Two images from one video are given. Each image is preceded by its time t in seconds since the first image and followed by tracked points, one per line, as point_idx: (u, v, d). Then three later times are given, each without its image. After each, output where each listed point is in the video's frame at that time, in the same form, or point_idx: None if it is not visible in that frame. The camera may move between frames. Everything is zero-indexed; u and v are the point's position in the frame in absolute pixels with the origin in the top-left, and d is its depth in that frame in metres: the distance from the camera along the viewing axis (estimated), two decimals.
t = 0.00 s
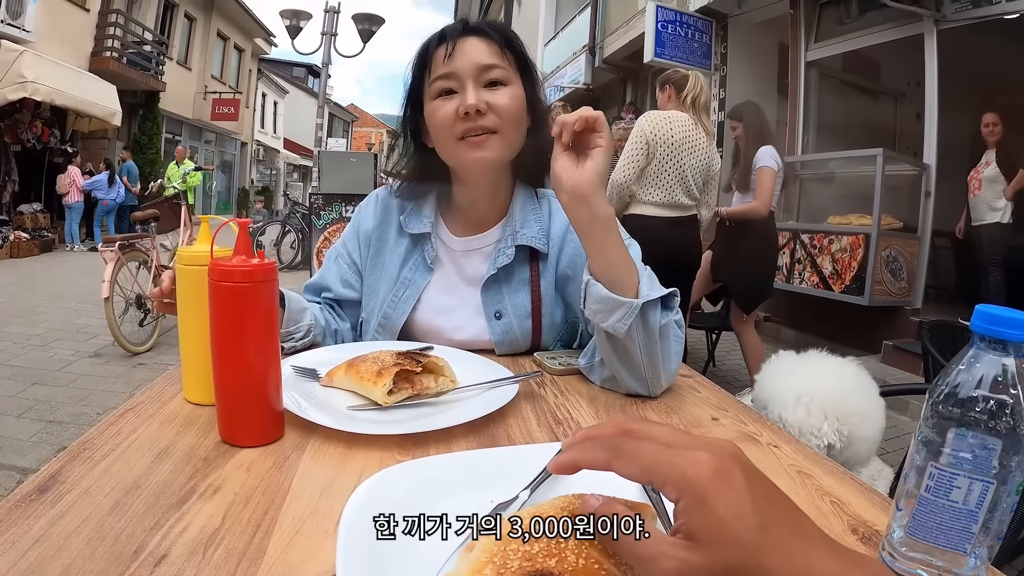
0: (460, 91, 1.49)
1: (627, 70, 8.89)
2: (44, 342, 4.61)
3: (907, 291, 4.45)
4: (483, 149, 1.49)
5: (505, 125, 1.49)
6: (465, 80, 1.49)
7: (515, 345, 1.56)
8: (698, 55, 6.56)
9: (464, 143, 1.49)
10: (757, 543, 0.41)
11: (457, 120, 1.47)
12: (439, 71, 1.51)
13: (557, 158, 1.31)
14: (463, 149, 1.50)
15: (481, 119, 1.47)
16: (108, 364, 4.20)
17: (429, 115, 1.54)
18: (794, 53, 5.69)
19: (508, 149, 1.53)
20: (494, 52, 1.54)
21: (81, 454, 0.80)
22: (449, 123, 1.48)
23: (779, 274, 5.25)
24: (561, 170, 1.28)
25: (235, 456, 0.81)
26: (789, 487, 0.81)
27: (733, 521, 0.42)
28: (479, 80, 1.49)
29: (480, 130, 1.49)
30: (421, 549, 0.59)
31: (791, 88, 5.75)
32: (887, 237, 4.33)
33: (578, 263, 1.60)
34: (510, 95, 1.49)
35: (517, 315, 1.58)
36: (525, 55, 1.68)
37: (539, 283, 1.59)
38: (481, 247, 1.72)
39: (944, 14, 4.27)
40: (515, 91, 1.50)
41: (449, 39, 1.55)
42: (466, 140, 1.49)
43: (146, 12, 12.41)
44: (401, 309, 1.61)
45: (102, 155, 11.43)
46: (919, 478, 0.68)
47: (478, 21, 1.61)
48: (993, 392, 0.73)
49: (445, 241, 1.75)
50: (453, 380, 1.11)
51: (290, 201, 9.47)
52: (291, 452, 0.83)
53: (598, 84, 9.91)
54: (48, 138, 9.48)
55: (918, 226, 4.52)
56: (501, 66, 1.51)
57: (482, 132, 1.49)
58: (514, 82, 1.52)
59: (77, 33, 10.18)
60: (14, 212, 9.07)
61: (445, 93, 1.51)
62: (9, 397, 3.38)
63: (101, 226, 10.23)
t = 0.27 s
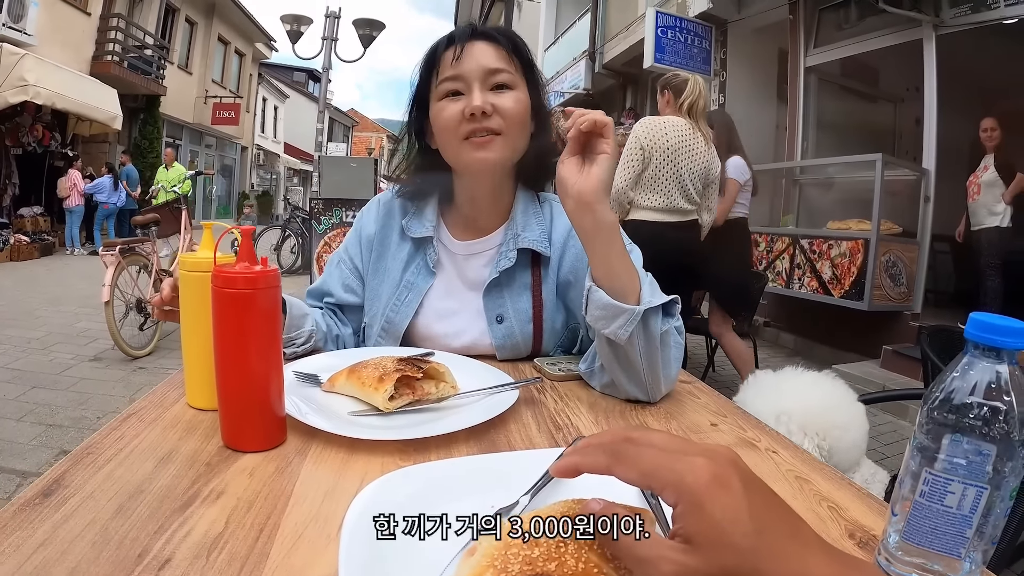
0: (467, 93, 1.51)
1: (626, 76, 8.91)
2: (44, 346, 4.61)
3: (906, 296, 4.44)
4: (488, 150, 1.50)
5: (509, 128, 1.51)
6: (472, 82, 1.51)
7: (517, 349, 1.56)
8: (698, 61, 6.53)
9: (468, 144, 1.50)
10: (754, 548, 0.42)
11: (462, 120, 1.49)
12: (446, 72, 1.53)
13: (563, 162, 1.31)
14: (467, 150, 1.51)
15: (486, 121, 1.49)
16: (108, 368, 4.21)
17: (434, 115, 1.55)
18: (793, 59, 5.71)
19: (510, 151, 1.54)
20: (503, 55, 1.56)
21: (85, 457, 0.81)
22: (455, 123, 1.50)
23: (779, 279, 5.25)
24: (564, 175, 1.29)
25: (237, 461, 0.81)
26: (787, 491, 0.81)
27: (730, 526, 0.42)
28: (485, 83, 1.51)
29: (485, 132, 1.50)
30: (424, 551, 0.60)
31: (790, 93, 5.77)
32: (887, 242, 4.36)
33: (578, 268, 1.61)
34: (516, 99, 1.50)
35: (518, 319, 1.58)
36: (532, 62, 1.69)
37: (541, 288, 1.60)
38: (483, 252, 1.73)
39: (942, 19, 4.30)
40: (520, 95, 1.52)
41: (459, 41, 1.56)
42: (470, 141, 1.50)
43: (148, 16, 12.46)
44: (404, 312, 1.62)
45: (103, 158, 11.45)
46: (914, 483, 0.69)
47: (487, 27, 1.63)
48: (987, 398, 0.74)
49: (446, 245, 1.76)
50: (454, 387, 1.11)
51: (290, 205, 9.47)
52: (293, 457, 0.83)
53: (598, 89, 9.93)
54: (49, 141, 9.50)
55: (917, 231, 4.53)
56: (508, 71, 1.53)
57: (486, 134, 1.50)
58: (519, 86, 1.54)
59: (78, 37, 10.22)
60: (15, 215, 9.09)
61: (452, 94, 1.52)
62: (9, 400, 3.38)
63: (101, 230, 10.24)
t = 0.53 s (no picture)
0: (490, 98, 1.52)
1: (628, 81, 8.93)
2: (47, 350, 4.62)
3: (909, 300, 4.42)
4: (501, 157, 1.51)
5: (524, 137, 1.52)
6: (497, 88, 1.52)
7: (519, 355, 1.58)
8: (699, 67, 6.45)
9: (483, 146, 1.50)
10: (754, 553, 0.42)
11: (484, 122, 1.49)
12: (475, 74, 1.55)
13: (566, 166, 1.32)
14: (481, 152, 1.51)
15: (505, 127, 1.50)
16: (111, 373, 4.21)
17: (451, 113, 1.56)
18: (795, 64, 5.71)
19: (520, 161, 1.55)
20: (531, 70, 1.59)
21: (89, 462, 0.81)
22: (472, 124, 1.50)
23: (781, 284, 5.24)
24: (569, 179, 1.29)
25: (241, 466, 0.82)
26: (787, 496, 0.82)
27: (729, 532, 0.43)
28: (509, 92, 1.53)
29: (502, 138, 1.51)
30: (427, 554, 0.61)
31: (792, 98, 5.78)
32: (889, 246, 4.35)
33: (579, 274, 1.62)
34: (534, 110, 1.52)
35: (521, 325, 1.59)
36: (554, 83, 1.71)
37: (543, 294, 1.61)
38: (486, 257, 1.74)
39: (944, 23, 4.31)
40: (539, 109, 1.54)
41: (493, 47, 1.60)
42: (485, 144, 1.51)
43: (151, 21, 12.52)
44: (406, 319, 1.63)
45: (106, 163, 11.50)
46: (914, 488, 0.69)
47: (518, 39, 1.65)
48: (986, 404, 0.74)
49: (448, 250, 1.76)
50: (457, 393, 1.12)
51: (292, 210, 9.48)
52: (297, 462, 0.84)
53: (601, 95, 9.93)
54: (53, 146, 9.56)
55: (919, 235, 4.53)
56: (532, 84, 1.55)
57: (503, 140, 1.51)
58: (540, 101, 1.56)
59: (83, 42, 10.28)
60: (18, 219, 9.13)
61: (475, 96, 1.53)
62: (11, 404, 3.39)
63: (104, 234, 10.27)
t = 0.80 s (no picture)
0: (491, 99, 1.51)
1: (626, 78, 8.91)
2: (44, 349, 4.61)
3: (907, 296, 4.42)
4: (497, 162, 1.51)
5: (522, 141, 1.52)
6: (499, 91, 1.51)
7: (516, 352, 1.56)
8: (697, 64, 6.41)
9: (479, 149, 1.51)
10: (756, 549, 0.41)
11: (483, 126, 1.49)
12: (478, 73, 1.52)
13: (563, 158, 1.30)
14: (477, 154, 1.51)
15: (504, 132, 1.49)
16: (109, 372, 4.20)
17: (451, 112, 1.55)
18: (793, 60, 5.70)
19: (518, 164, 1.55)
20: (536, 70, 1.55)
21: (82, 459, 0.80)
22: (471, 125, 1.50)
23: (780, 281, 5.24)
24: (566, 174, 1.28)
25: (235, 463, 0.81)
26: (787, 492, 0.81)
27: (730, 527, 0.42)
28: (510, 96, 1.51)
29: (500, 141, 1.50)
30: (423, 550, 0.60)
31: (790, 95, 5.77)
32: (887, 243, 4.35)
33: (577, 270, 1.60)
34: (534, 116, 1.52)
35: (518, 321, 1.58)
36: (559, 82, 1.69)
37: (540, 290, 1.60)
38: (483, 253, 1.73)
39: (942, 19, 4.29)
40: (540, 114, 1.54)
41: (501, 43, 1.57)
42: (482, 147, 1.50)
43: (148, 19, 12.47)
44: (404, 314, 1.62)
45: (103, 162, 11.46)
46: (916, 482, 0.68)
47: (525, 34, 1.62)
48: (989, 397, 0.74)
49: (446, 245, 1.75)
50: (453, 388, 1.11)
51: (290, 209, 9.45)
52: (291, 458, 0.83)
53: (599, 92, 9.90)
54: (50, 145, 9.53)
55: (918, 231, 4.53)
56: (536, 88, 1.53)
57: (501, 144, 1.51)
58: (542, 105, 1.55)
59: (79, 41, 10.24)
60: (15, 218, 9.11)
61: (475, 95, 1.51)
62: (9, 404, 3.38)
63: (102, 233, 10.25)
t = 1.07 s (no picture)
0: (489, 106, 1.52)
1: (627, 82, 8.94)
2: (46, 354, 4.62)
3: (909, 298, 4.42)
4: (498, 168, 1.51)
5: (522, 146, 1.52)
6: (497, 97, 1.51)
7: (518, 354, 1.58)
8: (698, 67, 6.45)
9: (479, 156, 1.52)
10: (756, 548, 0.42)
11: (480, 134, 1.50)
12: (476, 81, 1.53)
13: (566, 164, 1.31)
14: (477, 160, 1.52)
15: (502, 140, 1.50)
16: (111, 376, 4.21)
17: (450, 120, 1.55)
18: (794, 63, 5.71)
19: (517, 170, 1.56)
20: (534, 78, 1.56)
21: (88, 463, 0.81)
22: (470, 132, 1.51)
23: (781, 284, 5.24)
24: (570, 180, 1.29)
25: (239, 467, 0.82)
26: (788, 495, 0.81)
27: (730, 527, 0.42)
28: (508, 102, 1.52)
29: (498, 147, 1.51)
30: (427, 553, 0.61)
31: (791, 97, 5.78)
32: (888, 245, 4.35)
33: (579, 274, 1.61)
34: (533, 122, 1.53)
35: (520, 322, 1.59)
36: (557, 84, 1.70)
37: (541, 292, 1.61)
38: (485, 255, 1.73)
39: (943, 21, 4.29)
40: (538, 120, 1.54)
41: (497, 51, 1.58)
42: (480, 153, 1.52)
43: (150, 24, 12.51)
44: (407, 314, 1.63)
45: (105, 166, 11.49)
46: (913, 483, 0.69)
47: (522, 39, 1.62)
48: (985, 398, 0.75)
49: (449, 248, 1.76)
50: (455, 394, 1.11)
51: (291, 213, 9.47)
52: (295, 462, 0.84)
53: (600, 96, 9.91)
54: (52, 149, 9.58)
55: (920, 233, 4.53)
56: (534, 94, 1.53)
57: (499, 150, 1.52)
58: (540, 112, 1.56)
59: (81, 46, 10.29)
60: (17, 223, 9.14)
61: (473, 103, 1.52)
62: (11, 408, 3.39)
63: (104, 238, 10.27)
